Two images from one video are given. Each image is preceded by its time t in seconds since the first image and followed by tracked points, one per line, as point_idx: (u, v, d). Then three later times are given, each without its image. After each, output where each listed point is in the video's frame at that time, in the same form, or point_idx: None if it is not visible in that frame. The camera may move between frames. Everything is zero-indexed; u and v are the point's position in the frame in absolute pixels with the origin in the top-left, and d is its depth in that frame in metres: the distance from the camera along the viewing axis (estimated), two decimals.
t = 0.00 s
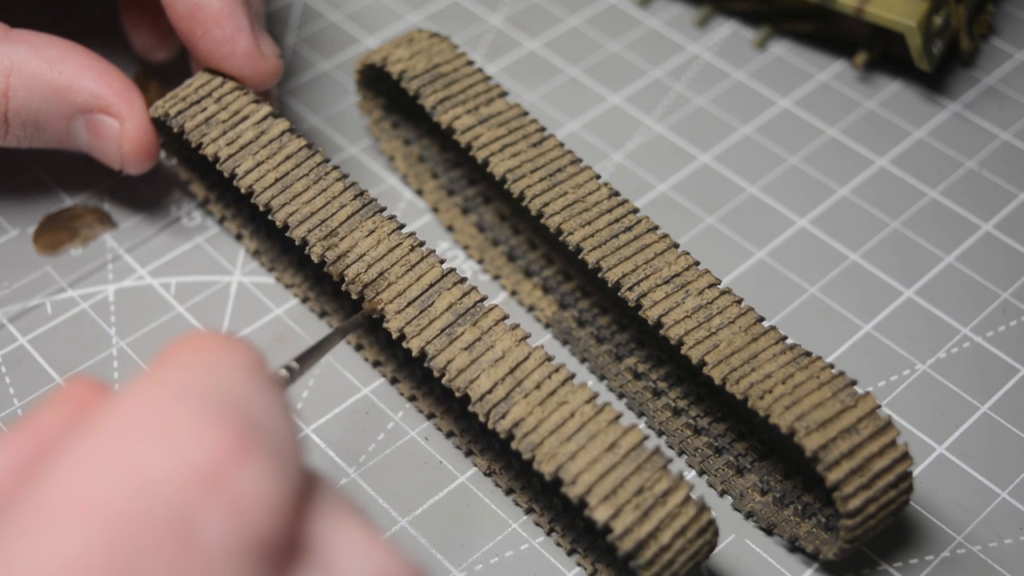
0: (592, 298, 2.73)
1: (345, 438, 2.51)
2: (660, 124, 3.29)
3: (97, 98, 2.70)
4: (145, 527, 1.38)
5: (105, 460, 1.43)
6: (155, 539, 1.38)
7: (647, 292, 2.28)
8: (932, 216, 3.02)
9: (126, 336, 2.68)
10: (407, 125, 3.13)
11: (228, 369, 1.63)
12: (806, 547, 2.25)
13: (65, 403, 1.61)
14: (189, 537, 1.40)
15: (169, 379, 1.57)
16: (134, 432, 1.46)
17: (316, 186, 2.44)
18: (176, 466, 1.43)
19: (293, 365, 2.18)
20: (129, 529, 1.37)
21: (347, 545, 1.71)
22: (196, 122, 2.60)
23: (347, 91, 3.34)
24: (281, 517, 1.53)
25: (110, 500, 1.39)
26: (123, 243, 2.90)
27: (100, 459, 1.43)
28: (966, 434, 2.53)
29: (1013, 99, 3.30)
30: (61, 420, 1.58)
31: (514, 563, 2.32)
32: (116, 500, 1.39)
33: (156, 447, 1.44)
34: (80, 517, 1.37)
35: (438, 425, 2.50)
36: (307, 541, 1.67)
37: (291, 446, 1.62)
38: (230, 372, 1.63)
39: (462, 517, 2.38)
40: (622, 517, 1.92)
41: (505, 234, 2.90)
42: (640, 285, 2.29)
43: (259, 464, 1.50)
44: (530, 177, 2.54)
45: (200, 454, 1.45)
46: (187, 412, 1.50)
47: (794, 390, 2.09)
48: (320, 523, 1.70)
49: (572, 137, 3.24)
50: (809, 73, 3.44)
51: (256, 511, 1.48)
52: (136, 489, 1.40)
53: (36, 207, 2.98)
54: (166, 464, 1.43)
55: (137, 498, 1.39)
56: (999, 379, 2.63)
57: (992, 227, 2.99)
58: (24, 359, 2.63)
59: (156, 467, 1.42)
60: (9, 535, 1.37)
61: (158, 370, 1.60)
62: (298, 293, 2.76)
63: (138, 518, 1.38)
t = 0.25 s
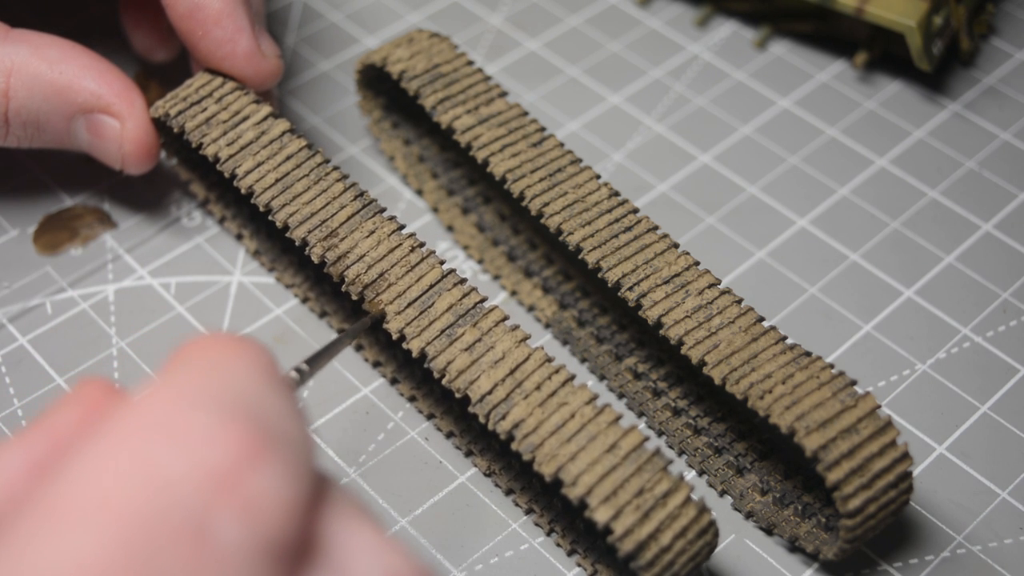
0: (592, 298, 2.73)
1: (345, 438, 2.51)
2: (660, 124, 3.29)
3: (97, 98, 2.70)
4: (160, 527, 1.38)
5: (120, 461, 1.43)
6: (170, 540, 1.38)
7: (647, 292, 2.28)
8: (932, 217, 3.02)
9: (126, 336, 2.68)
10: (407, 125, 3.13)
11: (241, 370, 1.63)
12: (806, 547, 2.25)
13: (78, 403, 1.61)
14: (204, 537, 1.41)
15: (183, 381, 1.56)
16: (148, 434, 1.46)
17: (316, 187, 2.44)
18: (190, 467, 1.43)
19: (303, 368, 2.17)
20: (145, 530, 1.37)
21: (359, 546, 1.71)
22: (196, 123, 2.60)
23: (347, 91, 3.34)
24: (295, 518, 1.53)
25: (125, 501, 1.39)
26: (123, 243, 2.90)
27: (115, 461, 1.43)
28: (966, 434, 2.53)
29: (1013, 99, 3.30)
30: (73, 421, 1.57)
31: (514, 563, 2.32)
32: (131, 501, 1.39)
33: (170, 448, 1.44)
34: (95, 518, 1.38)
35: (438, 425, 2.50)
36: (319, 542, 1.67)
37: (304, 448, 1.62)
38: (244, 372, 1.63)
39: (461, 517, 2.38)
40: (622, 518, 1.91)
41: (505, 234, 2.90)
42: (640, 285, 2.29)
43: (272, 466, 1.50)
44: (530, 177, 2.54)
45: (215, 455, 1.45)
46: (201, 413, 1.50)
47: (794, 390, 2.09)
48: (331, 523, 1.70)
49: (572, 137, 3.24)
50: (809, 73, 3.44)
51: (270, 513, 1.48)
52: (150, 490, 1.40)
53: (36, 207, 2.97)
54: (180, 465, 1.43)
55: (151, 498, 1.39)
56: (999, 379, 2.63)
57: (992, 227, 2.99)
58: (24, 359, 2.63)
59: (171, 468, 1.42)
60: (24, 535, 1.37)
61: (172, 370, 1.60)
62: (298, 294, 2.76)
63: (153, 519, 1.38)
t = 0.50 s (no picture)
0: (592, 298, 2.73)
1: (346, 438, 2.51)
2: (660, 124, 3.29)
3: (98, 98, 2.70)
4: (163, 528, 1.38)
5: (123, 463, 1.43)
6: (173, 541, 1.38)
7: (647, 292, 2.28)
8: (932, 216, 3.02)
9: (126, 337, 2.68)
10: (407, 125, 3.13)
11: (244, 370, 1.63)
12: (806, 547, 2.25)
13: (82, 404, 1.61)
14: (208, 539, 1.41)
15: (186, 383, 1.56)
16: (151, 435, 1.46)
17: (317, 186, 2.44)
18: (193, 467, 1.43)
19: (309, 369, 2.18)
20: (148, 531, 1.37)
21: (365, 546, 1.71)
22: (197, 123, 2.60)
23: (347, 92, 3.34)
24: (300, 519, 1.53)
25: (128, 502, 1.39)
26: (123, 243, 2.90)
27: (119, 462, 1.43)
28: (966, 434, 2.53)
29: (1013, 99, 3.30)
30: (78, 424, 1.58)
31: (514, 563, 2.32)
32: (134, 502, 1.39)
33: (173, 449, 1.44)
34: (98, 520, 1.38)
35: (438, 425, 2.50)
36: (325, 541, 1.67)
37: (308, 448, 1.61)
38: (247, 373, 1.63)
39: (462, 517, 2.38)
40: (624, 517, 1.92)
41: (505, 234, 2.90)
42: (640, 285, 2.29)
43: (275, 466, 1.50)
44: (530, 177, 2.54)
45: (218, 456, 1.45)
46: (203, 414, 1.50)
47: (794, 390, 2.09)
48: (337, 523, 1.70)
49: (572, 137, 3.24)
50: (809, 73, 3.44)
51: (274, 513, 1.48)
52: (154, 491, 1.41)
53: (36, 207, 2.97)
54: (184, 466, 1.43)
55: (155, 500, 1.40)
56: (999, 379, 2.63)
57: (992, 227, 2.99)
58: (24, 360, 2.63)
59: (174, 469, 1.43)
60: (29, 537, 1.38)
61: (174, 371, 1.60)
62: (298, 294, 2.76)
63: (156, 521, 1.38)
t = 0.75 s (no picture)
0: (592, 298, 2.73)
1: (346, 438, 2.51)
2: (660, 124, 3.30)
3: (98, 98, 2.70)
4: (173, 528, 1.38)
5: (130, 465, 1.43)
6: (182, 541, 1.38)
7: (647, 291, 2.28)
8: (932, 216, 3.02)
9: (126, 337, 2.68)
10: (407, 125, 3.13)
11: (249, 373, 1.64)
12: (806, 547, 2.25)
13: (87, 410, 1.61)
14: (217, 539, 1.41)
15: (192, 386, 1.57)
16: (159, 437, 1.46)
17: (319, 186, 2.44)
18: (202, 468, 1.43)
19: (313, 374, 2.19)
20: (157, 532, 1.37)
21: (369, 547, 1.72)
22: (197, 123, 2.60)
23: (347, 91, 3.34)
24: (306, 520, 1.53)
25: (137, 502, 1.39)
26: (124, 243, 2.90)
27: (125, 463, 1.43)
28: (966, 434, 2.53)
29: (1013, 99, 3.30)
30: (83, 428, 1.58)
31: (514, 563, 2.32)
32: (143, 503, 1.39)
33: (181, 450, 1.44)
34: (106, 521, 1.37)
35: (439, 425, 2.50)
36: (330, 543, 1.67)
37: (313, 450, 1.62)
38: (252, 376, 1.64)
39: (462, 516, 2.38)
40: (624, 517, 1.92)
41: (505, 234, 2.90)
42: (640, 285, 2.29)
43: (283, 467, 1.51)
44: (530, 177, 2.54)
45: (224, 457, 1.45)
46: (211, 415, 1.50)
47: (794, 390, 2.09)
48: (342, 524, 1.71)
49: (572, 137, 3.24)
50: (809, 73, 3.44)
51: (282, 515, 1.48)
52: (163, 491, 1.40)
53: (36, 207, 2.97)
54: (193, 467, 1.43)
55: (164, 500, 1.40)
56: (999, 379, 2.63)
57: (992, 227, 2.99)
58: (24, 360, 2.63)
59: (181, 471, 1.42)
60: (37, 538, 1.37)
61: (180, 375, 1.61)
62: (298, 294, 2.76)
63: (166, 521, 1.38)
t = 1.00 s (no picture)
0: (592, 298, 2.73)
1: (346, 438, 2.52)
2: (660, 124, 3.29)
3: (98, 99, 2.70)
4: (178, 527, 1.38)
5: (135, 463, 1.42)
6: (187, 539, 1.37)
7: (647, 292, 2.28)
8: (932, 217, 3.02)
9: (126, 337, 2.68)
10: (407, 125, 3.13)
11: (253, 371, 1.64)
12: (806, 547, 2.25)
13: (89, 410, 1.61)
14: (222, 538, 1.41)
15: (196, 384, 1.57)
16: (163, 436, 1.46)
17: (319, 189, 2.44)
18: (208, 466, 1.44)
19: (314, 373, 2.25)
20: (163, 530, 1.37)
21: (374, 547, 1.71)
22: (198, 124, 2.59)
23: (347, 92, 3.34)
24: (310, 519, 1.54)
25: (142, 500, 1.39)
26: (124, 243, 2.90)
27: (130, 461, 1.43)
28: (966, 434, 2.53)
29: (1013, 99, 3.30)
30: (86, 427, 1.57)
31: (514, 563, 2.32)
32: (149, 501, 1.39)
33: (187, 448, 1.45)
34: (112, 519, 1.37)
35: (439, 427, 2.50)
36: (334, 543, 1.67)
37: (316, 449, 1.62)
38: (256, 374, 1.64)
39: (463, 516, 2.38)
40: (624, 519, 1.92)
41: (505, 234, 2.90)
42: (640, 285, 2.29)
43: (287, 467, 1.51)
44: (530, 178, 2.54)
45: (230, 456, 1.46)
46: (216, 415, 1.50)
47: (794, 390, 2.09)
48: (345, 524, 1.71)
49: (572, 137, 3.24)
50: (809, 73, 3.44)
51: (286, 514, 1.48)
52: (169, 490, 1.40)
53: (36, 207, 2.97)
54: (197, 465, 1.43)
55: (169, 498, 1.40)
56: (999, 379, 2.63)
57: (992, 227, 2.99)
58: (24, 360, 2.63)
59: (187, 469, 1.42)
60: (41, 537, 1.36)
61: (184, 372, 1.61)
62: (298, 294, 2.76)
63: (171, 519, 1.38)
